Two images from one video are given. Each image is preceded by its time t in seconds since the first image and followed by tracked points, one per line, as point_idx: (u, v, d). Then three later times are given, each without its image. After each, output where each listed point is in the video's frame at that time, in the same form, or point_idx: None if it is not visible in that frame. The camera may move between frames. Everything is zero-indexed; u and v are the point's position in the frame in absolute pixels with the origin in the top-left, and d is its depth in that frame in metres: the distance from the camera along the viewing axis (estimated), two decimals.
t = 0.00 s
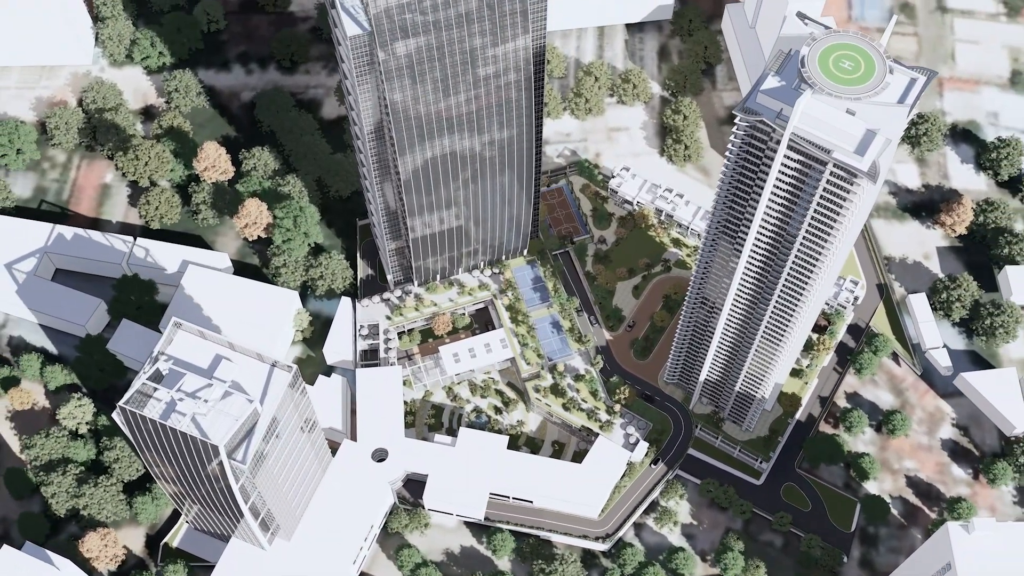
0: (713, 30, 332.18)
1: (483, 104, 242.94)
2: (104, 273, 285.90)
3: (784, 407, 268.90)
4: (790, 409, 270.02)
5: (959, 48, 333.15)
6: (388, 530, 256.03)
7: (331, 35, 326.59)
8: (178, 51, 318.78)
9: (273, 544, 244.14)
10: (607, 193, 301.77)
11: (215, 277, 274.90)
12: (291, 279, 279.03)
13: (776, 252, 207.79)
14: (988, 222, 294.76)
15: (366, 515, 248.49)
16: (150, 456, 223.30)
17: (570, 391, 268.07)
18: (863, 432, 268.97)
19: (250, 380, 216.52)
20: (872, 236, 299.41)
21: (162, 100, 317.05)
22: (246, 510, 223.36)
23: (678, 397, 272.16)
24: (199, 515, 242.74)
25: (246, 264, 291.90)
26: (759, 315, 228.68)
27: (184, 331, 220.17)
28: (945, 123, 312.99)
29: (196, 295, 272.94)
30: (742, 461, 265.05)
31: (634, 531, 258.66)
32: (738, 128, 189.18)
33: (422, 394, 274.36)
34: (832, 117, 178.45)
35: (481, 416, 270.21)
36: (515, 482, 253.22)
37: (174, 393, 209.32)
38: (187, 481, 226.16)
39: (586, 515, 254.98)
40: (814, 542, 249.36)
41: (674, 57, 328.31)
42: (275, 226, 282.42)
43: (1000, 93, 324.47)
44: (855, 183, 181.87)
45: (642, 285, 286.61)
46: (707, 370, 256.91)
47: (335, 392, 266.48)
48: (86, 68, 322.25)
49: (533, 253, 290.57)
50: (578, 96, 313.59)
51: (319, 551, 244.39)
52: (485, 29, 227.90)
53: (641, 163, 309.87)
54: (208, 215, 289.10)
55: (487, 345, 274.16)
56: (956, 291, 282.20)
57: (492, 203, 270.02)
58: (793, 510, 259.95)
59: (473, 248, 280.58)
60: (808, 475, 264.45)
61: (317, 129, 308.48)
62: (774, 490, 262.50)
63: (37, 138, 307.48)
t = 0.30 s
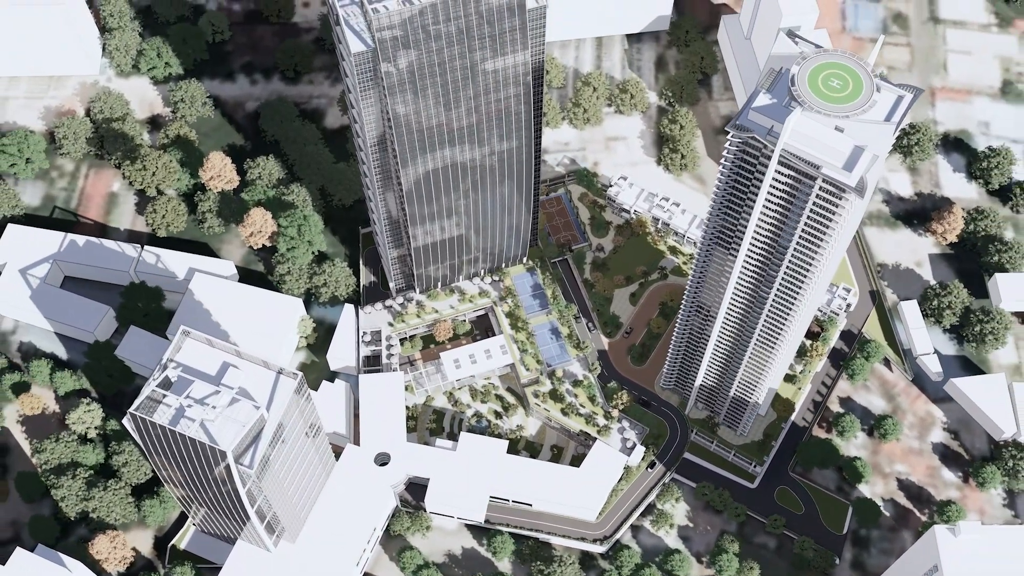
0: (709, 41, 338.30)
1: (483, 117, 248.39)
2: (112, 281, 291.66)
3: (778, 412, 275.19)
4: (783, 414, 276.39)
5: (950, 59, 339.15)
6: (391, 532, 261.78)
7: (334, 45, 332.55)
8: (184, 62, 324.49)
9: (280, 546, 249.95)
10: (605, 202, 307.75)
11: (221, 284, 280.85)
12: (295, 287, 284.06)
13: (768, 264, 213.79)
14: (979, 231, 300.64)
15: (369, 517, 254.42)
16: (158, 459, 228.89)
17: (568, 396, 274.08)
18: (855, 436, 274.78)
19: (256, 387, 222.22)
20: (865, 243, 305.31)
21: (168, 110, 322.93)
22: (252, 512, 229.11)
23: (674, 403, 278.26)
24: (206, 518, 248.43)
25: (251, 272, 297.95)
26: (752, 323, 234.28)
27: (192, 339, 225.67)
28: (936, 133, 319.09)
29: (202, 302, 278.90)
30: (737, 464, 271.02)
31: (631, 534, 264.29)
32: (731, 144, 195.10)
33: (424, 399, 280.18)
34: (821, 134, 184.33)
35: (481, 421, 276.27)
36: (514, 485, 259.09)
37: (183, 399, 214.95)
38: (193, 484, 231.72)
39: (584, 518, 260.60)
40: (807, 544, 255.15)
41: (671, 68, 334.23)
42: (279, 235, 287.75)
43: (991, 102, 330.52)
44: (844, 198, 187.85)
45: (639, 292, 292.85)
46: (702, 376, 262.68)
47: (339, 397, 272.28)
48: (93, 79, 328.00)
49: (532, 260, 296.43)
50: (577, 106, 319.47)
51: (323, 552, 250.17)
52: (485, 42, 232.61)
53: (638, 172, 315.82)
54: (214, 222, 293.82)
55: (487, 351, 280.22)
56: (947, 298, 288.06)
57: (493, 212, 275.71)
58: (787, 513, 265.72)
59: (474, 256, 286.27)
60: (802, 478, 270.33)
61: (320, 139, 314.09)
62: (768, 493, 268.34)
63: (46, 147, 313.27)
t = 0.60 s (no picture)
0: (705, 49, 345.14)
1: (483, 125, 254.90)
2: (121, 284, 298.10)
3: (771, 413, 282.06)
4: (776, 415, 283.09)
5: (942, 66, 345.70)
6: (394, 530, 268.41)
7: (337, 53, 339.09)
8: (191, 70, 330.78)
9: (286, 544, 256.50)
10: (603, 207, 313.96)
11: (227, 288, 287.27)
12: (300, 291, 291.40)
13: (760, 270, 220.52)
14: (968, 235, 307.04)
15: (372, 516, 261.03)
16: (167, 459, 235.32)
17: (567, 397, 280.56)
18: (847, 437, 281.25)
19: (263, 389, 228.61)
20: (857, 247, 311.98)
21: (174, 116, 329.48)
22: (259, 511, 235.61)
23: (670, 404, 285.19)
24: (214, 517, 254.99)
25: (257, 276, 304.54)
26: (745, 327, 240.79)
27: (201, 343, 232.00)
28: (927, 139, 325.60)
29: (210, 306, 285.48)
30: (731, 464, 277.78)
31: (628, 532, 270.74)
32: (723, 155, 201.69)
33: (425, 400, 286.62)
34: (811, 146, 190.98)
35: (482, 422, 282.89)
36: (514, 484, 265.72)
37: (193, 401, 221.37)
38: (201, 483, 238.13)
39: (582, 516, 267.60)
40: (799, 542, 261.66)
41: (668, 75, 340.64)
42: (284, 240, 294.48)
43: (982, 109, 337.04)
44: (832, 207, 194.54)
45: (636, 295, 299.81)
46: (697, 378, 269.24)
47: (343, 399, 278.66)
48: (102, 86, 334.56)
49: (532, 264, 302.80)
50: (575, 113, 325.99)
51: (327, 550, 256.77)
52: (484, 53, 238.92)
53: (636, 177, 322.33)
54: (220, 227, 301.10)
55: (488, 353, 286.51)
56: (937, 302, 294.34)
57: (493, 217, 282.16)
58: (780, 512, 272.32)
59: (475, 260, 292.66)
60: (794, 478, 276.85)
61: (324, 145, 320.39)
62: (762, 492, 274.90)
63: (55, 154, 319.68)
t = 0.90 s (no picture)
0: (702, 52, 352.47)
1: (484, 126, 261.92)
2: (130, 283, 305.13)
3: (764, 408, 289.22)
4: (769, 410, 290.16)
5: (933, 69, 352.80)
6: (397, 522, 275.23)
7: (341, 57, 346.26)
8: (198, 73, 337.89)
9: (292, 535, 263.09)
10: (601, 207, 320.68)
11: (234, 286, 294.20)
12: (306, 289, 298.11)
13: (752, 267, 227.49)
14: (958, 235, 314.18)
15: (375, 508, 267.93)
16: (177, 452, 242.22)
17: (565, 393, 287.67)
18: (839, 431, 288.10)
19: (271, 383, 235.55)
20: (849, 247, 318.92)
21: (181, 118, 336.60)
22: (267, 502, 242.45)
23: (666, 399, 292.29)
24: (222, 509, 261.93)
25: (262, 275, 311.62)
26: (739, 323, 247.60)
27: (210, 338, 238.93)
28: (918, 141, 332.75)
29: (217, 304, 292.47)
30: (726, 458, 284.53)
31: (625, 523, 277.56)
32: (716, 156, 208.59)
33: (427, 396, 293.93)
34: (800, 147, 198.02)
35: (482, 417, 290.36)
36: (514, 477, 272.70)
37: (203, 395, 228.36)
38: (210, 475, 244.89)
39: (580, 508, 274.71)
40: (791, 533, 268.56)
41: (665, 78, 347.78)
42: (290, 240, 301.04)
43: (972, 112, 344.19)
44: (820, 206, 201.64)
45: (633, 293, 306.92)
46: (693, 373, 276.06)
47: (347, 394, 285.61)
48: (110, 89, 341.69)
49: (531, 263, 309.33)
50: (574, 115, 333.07)
51: (332, 541, 263.53)
52: (485, 57, 246.03)
53: (633, 178, 329.41)
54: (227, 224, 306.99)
55: (488, 350, 293.75)
56: (927, 300, 301.45)
57: (494, 217, 289.16)
58: (773, 504, 279.16)
59: (476, 259, 299.64)
60: (788, 471, 283.69)
61: (328, 147, 327.44)
62: (755, 485, 281.79)
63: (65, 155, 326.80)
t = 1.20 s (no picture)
0: (698, 55, 359.84)
1: (484, 126, 268.76)
2: (138, 280, 311.93)
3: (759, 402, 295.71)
4: (764, 404, 296.68)
5: (925, 72, 360.09)
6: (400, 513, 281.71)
7: (345, 60, 353.59)
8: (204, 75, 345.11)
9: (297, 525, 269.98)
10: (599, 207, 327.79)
11: (240, 284, 301.03)
12: (311, 286, 304.15)
13: (745, 262, 234.34)
14: (949, 233, 321.05)
15: (378, 499, 274.46)
16: (186, 443, 248.72)
17: (564, 387, 294.29)
18: (832, 425, 294.61)
19: (278, 375, 242.00)
20: (843, 245, 325.84)
21: (188, 120, 343.79)
22: (273, 491, 248.84)
23: (663, 393, 298.96)
24: (229, 500, 268.46)
25: (268, 272, 318.44)
26: (733, 317, 254.08)
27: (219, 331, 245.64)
28: (910, 142, 339.94)
29: (224, 300, 299.32)
30: (721, 451, 290.99)
31: (623, 514, 283.95)
32: (710, 154, 215.55)
33: (429, 390, 300.32)
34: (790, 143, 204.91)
35: (483, 411, 297.03)
36: (514, 468, 279.09)
37: (212, 385, 234.92)
38: (218, 466, 251.24)
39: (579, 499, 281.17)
40: (785, 523, 275.03)
41: (662, 81, 355.05)
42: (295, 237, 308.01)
43: (963, 114, 351.43)
44: (810, 201, 208.58)
45: (631, 290, 313.63)
46: (689, 367, 282.50)
47: (351, 389, 292.00)
48: (118, 91, 348.82)
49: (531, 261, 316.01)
50: (573, 116, 340.14)
51: (336, 531, 269.93)
52: (485, 58, 252.99)
53: (631, 178, 336.44)
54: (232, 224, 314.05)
55: (489, 345, 300.59)
56: (918, 297, 308.08)
57: (494, 215, 295.98)
58: (768, 495, 285.49)
59: (477, 257, 306.49)
60: (782, 464, 290.11)
61: (332, 147, 334.63)
62: (750, 477, 288.20)
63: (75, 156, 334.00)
